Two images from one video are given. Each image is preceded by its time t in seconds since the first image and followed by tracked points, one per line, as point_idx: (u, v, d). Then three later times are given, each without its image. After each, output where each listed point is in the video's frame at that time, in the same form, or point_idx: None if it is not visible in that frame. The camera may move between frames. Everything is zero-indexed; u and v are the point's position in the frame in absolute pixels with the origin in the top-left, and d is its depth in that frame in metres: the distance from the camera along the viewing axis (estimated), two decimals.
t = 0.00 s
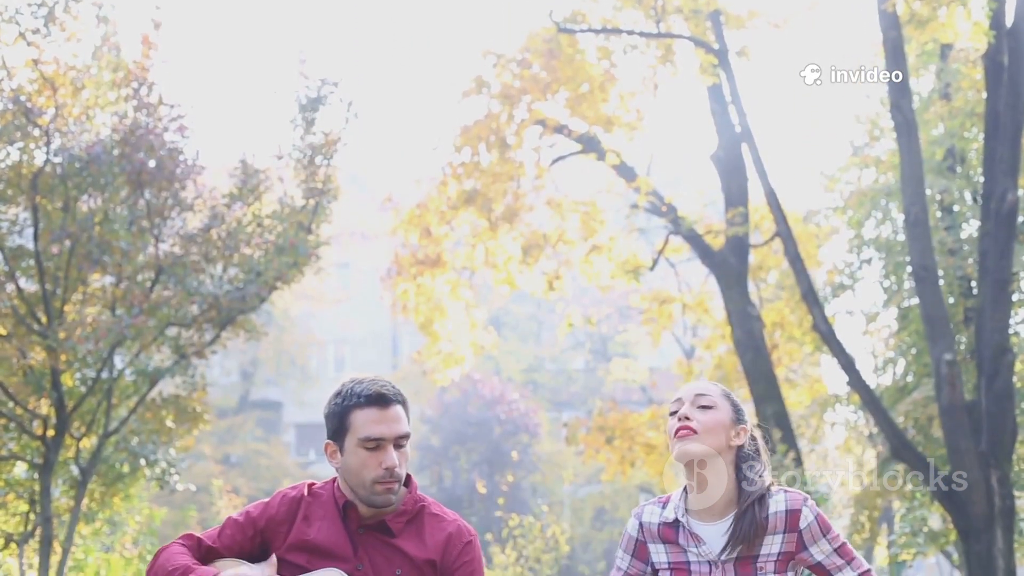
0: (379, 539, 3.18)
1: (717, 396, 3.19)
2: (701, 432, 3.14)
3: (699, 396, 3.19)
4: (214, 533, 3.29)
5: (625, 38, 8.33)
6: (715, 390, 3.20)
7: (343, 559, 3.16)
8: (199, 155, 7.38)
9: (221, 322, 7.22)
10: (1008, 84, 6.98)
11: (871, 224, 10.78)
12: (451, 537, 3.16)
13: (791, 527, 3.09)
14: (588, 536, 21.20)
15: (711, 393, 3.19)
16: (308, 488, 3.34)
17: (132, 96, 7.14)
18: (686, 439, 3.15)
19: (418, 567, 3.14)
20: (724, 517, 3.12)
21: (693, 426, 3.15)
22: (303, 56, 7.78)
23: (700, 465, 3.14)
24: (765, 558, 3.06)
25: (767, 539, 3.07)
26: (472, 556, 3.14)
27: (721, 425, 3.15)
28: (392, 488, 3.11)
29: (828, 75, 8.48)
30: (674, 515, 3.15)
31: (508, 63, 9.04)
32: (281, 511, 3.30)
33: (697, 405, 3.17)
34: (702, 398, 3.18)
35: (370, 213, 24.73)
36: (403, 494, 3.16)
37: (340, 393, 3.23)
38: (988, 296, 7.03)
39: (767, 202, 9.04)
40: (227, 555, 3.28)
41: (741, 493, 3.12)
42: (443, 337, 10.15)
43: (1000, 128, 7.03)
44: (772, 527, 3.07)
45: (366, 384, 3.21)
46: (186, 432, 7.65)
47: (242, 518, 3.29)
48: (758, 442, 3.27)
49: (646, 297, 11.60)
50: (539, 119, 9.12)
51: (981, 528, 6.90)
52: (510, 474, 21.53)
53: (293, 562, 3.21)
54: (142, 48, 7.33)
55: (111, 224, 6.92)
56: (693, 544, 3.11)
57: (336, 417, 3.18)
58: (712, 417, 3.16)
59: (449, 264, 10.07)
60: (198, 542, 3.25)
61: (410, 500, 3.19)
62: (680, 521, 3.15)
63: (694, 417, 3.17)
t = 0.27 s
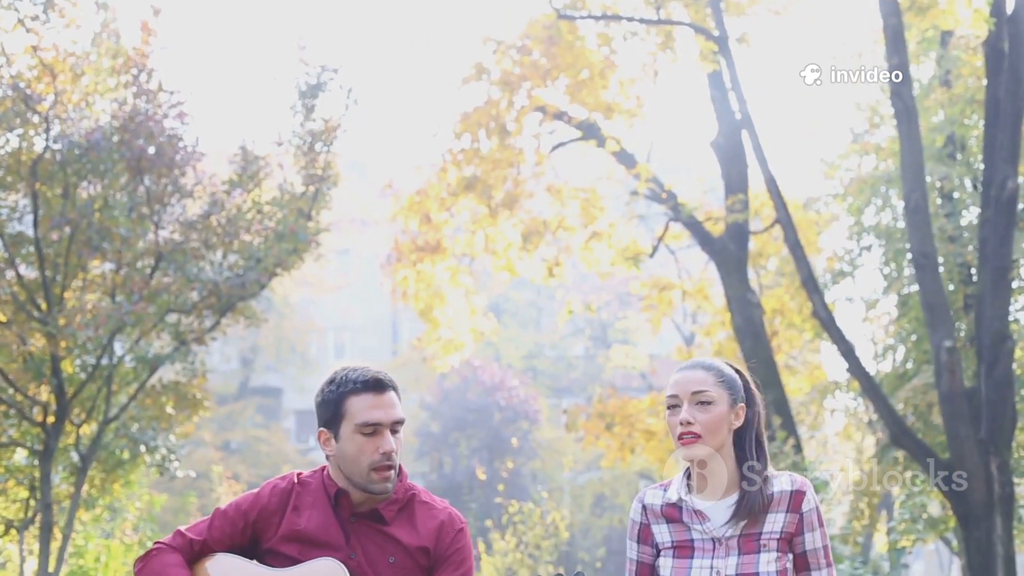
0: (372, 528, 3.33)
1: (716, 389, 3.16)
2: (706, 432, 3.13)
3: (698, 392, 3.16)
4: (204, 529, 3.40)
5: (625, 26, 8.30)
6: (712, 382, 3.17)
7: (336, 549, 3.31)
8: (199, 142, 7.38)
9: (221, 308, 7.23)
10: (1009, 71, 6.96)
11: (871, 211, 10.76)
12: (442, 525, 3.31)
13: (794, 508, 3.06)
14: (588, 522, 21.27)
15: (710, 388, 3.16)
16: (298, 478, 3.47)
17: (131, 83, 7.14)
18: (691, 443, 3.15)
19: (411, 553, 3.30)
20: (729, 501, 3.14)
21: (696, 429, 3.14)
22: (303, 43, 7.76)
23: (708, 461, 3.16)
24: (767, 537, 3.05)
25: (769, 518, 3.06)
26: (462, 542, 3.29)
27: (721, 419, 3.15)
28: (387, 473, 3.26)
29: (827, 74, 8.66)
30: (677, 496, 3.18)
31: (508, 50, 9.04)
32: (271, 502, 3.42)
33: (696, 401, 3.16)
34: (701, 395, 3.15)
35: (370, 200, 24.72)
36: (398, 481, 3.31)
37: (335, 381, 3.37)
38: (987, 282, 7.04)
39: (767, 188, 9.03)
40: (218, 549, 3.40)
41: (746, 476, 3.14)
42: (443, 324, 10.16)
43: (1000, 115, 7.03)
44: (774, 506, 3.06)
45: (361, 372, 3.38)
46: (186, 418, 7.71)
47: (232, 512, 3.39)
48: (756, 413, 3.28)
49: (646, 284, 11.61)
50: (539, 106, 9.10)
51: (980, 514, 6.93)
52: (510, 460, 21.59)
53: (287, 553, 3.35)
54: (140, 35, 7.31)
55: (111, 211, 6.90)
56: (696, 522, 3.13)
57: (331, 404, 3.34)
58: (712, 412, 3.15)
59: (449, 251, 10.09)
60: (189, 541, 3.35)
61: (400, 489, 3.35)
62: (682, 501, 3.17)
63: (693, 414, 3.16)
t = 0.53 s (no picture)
0: (365, 512, 3.43)
1: (716, 369, 3.35)
2: (700, 402, 3.29)
3: (698, 368, 3.35)
4: (197, 520, 3.55)
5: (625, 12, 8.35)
6: (713, 362, 3.37)
7: (329, 535, 3.43)
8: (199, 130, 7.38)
9: (221, 296, 7.23)
10: (1009, 59, 6.95)
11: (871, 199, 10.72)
12: (434, 506, 3.41)
13: (789, 500, 3.19)
14: (588, 509, 21.35)
15: (709, 365, 3.35)
16: (289, 467, 3.60)
17: (131, 70, 7.15)
18: (684, 410, 3.30)
19: (404, 536, 3.39)
20: (721, 489, 3.27)
21: (690, 397, 3.30)
22: (303, 30, 7.75)
23: (698, 436, 3.31)
24: (763, 529, 3.17)
25: (765, 511, 3.18)
26: (455, 523, 3.40)
27: (717, 395, 3.31)
28: (377, 454, 3.42)
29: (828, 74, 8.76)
30: (670, 488, 3.31)
31: (508, 37, 9.01)
32: (263, 492, 3.56)
33: (695, 375, 3.34)
34: (699, 369, 3.34)
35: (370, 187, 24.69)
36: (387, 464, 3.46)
37: (325, 365, 3.52)
38: (987, 270, 7.05)
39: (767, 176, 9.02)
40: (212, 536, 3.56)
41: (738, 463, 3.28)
42: (443, 311, 10.18)
43: (1000, 103, 7.02)
44: (770, 499, 3.19)
45: (350, 357, 3.53)
46: (185, 407, 7.76)
47: (224, 502, 3.52)
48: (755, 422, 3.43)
49: (646, 272, 11.61)
50: (539, 93, 9.08)
51: (980, 502, 6.97)
52: (510, 448, 21.64)
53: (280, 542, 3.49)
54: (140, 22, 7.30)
55: (110, 199, 6.89)
56: (691, 515, 3.25)
57: (322, 387, 3.49)
58: (709, 387, 3.31)
59: (449, 238, 10.10)
60: (182, 533, 3.51)
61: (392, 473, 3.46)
62: (676, 494, 3.30)
63: (691, 387, 3.33)
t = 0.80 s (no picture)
0: (367, 502, 3.57)
1: (704, 365, 3.35)
2: (688, 402, 3.32)
3: (687, 365, 3.36)
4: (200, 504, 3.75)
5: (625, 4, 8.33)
6: (702, 357, 3.37)
7: (332, 525, 3.57)
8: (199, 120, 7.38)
9: (221, 286, 7.24)
10: (1010, 50, 6.92)
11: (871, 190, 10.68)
12: (437, 494, 3.55)
13: (788, 486, 3.21)
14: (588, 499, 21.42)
15: (698, 361, 3.36)
16: (292, 457, 3.79)
17: (131, 60, 7.15)
18: (674, 413, 3.34)
19: (408, 524, 3.52)
20: (720, 480, 3.29)
21: (678, 398, 3.33)
22: (303, 20, 7.73)
23: (694, 434, 3.33)
24: (762, 516, 3.19)
25: (764, 498, 3.20)
26: (458, 510, 3.53)
27: (706, 393, 3.32)
28: (367, 441, 3.55)
29: (827, 75, 8.75)
30: (669, 477, 3.33)
31: (508, 28, 8.95)
32: (264, 480, 3.74)
33: (684, 373, 3.35)
34: (688, 366, 3.35)
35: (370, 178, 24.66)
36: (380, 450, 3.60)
37: (315, 356, 3.70)
38: (987, 261, 7.05)
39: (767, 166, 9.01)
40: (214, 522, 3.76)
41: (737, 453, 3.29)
42: (443, 302, 10.21)
43: (1001, 94, 7.00)
44: (768, 486, 3.21)
45: (338, 346, 3.70)
46: (185, 396, 7.79)
47: (227, 489, 3.73)
48: (755, 407, 3.41)
49: (646, 262, 11.61)
50: (539, 83, 9.02)
51: (979, 492, 6.99)
52: (509, 438, 21.67)
53: (280, 529, 3.65)
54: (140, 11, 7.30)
55: (110, 188, 6.90)
56: (689, 502, 3.27)
57: (312, 376, 3.67)
58: (698, 385, 3.33)
59: (449, 229, 10.09)
60: (184, 515, 3.73)
61: (393, 462, 3.61)
62: (674, 482, 3.32)
63: (681, 386, 3.35)
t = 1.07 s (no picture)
0: (378, 493, 3.85)
1: (685, 378, 3.32)
2: (687, 423, 3.33)
3: (669, 384, 3.33)
4: (213, 490, 4.05)
5: None
6: (681, 371, 3.34)
7: (344, 515, 3.86)
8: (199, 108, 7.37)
9: (220, 275, 7.24)
10: (1010, 39, 6.90)
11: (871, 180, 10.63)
12: (447, 487, 3.81)
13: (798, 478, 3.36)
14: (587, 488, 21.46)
15: (678, 378, 3.33)
16: (304, 445, 4.08)
17: (130, 49, 7.15)
18: (677, 435, 3.37)
19: (417, 516, 3.80)
20: (731, 466, 3.41)
21: (677, 422, 3.34)
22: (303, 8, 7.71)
23: (702, 441, 3.40)
24: (770, 505, 3.32)
25: (773, 487, 3.35)
26: (467, 503, 3.78)
27: (698, 407, 3.33)
28: (367, 435, 3.74)
29: (828, 76, 8.78)
30: (680, 460, 3.44)
31: (508, 16, 8.95)
32: (276, 468, 4.05)
33: (670, 395, 3.34)
34: (671, 387, 3.33)
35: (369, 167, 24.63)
36: (383, 441, 3.79)
37: (314, 356, 3.89)
38: (987, 251, 7.05)
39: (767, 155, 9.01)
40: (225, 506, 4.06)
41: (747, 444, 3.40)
42: (443, 291, 10.25)
43: (1001, 83, 6.98)
44: (779, 476, 3.35)
45: (334, 343, 3.87)
46: (185, 385, 7.79)
47: (241, 474, 4.03)
48: (750, 378, 3.43)
49: (646, 251, 11.62)
50: (539, 72, 9.03)
51: (979, 482, 7.02)
52: (509, 427, 21.71)
53: (291, 516, 3.95)
54: None
55: (110, 177, 6.89)
56: (698, 486, 3.40)
57: (313, 372, 3.87)
58: (687, 401, 3.32)
59: (449, 218, 10.11)
60: (197, 500, 4.02)
61: (405, 453, 3.88)
62: (684, 465, 3.43)
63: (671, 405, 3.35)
